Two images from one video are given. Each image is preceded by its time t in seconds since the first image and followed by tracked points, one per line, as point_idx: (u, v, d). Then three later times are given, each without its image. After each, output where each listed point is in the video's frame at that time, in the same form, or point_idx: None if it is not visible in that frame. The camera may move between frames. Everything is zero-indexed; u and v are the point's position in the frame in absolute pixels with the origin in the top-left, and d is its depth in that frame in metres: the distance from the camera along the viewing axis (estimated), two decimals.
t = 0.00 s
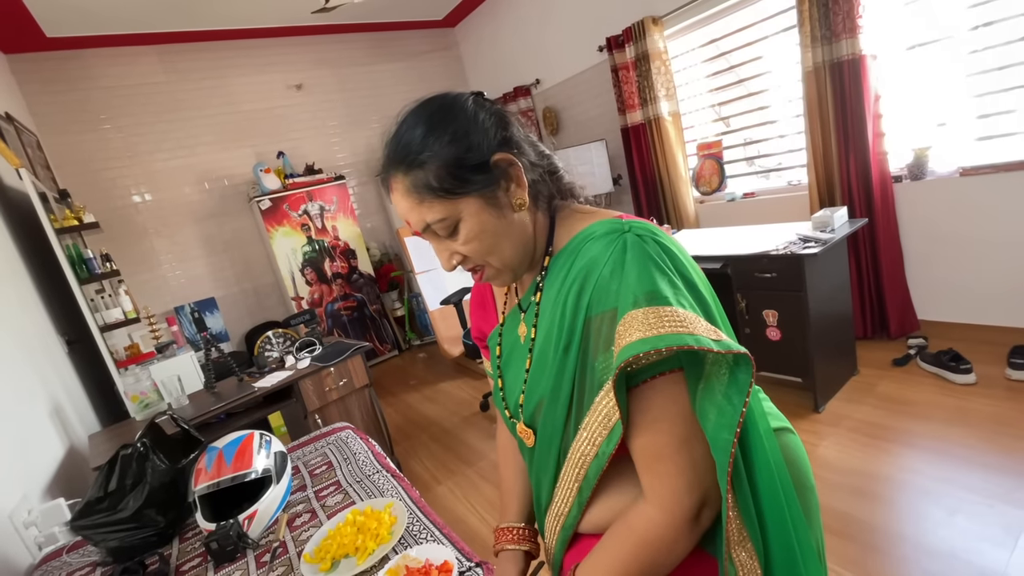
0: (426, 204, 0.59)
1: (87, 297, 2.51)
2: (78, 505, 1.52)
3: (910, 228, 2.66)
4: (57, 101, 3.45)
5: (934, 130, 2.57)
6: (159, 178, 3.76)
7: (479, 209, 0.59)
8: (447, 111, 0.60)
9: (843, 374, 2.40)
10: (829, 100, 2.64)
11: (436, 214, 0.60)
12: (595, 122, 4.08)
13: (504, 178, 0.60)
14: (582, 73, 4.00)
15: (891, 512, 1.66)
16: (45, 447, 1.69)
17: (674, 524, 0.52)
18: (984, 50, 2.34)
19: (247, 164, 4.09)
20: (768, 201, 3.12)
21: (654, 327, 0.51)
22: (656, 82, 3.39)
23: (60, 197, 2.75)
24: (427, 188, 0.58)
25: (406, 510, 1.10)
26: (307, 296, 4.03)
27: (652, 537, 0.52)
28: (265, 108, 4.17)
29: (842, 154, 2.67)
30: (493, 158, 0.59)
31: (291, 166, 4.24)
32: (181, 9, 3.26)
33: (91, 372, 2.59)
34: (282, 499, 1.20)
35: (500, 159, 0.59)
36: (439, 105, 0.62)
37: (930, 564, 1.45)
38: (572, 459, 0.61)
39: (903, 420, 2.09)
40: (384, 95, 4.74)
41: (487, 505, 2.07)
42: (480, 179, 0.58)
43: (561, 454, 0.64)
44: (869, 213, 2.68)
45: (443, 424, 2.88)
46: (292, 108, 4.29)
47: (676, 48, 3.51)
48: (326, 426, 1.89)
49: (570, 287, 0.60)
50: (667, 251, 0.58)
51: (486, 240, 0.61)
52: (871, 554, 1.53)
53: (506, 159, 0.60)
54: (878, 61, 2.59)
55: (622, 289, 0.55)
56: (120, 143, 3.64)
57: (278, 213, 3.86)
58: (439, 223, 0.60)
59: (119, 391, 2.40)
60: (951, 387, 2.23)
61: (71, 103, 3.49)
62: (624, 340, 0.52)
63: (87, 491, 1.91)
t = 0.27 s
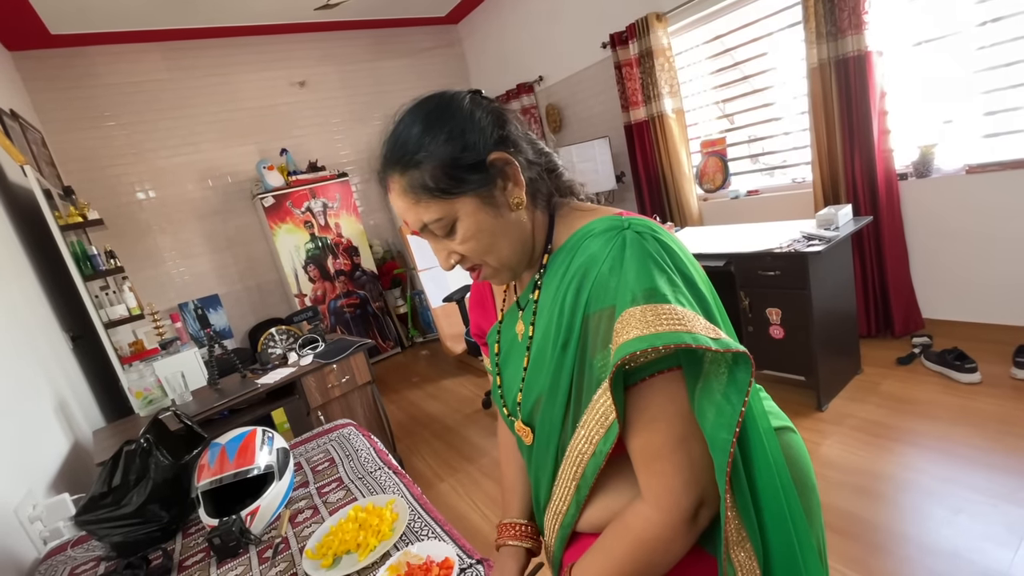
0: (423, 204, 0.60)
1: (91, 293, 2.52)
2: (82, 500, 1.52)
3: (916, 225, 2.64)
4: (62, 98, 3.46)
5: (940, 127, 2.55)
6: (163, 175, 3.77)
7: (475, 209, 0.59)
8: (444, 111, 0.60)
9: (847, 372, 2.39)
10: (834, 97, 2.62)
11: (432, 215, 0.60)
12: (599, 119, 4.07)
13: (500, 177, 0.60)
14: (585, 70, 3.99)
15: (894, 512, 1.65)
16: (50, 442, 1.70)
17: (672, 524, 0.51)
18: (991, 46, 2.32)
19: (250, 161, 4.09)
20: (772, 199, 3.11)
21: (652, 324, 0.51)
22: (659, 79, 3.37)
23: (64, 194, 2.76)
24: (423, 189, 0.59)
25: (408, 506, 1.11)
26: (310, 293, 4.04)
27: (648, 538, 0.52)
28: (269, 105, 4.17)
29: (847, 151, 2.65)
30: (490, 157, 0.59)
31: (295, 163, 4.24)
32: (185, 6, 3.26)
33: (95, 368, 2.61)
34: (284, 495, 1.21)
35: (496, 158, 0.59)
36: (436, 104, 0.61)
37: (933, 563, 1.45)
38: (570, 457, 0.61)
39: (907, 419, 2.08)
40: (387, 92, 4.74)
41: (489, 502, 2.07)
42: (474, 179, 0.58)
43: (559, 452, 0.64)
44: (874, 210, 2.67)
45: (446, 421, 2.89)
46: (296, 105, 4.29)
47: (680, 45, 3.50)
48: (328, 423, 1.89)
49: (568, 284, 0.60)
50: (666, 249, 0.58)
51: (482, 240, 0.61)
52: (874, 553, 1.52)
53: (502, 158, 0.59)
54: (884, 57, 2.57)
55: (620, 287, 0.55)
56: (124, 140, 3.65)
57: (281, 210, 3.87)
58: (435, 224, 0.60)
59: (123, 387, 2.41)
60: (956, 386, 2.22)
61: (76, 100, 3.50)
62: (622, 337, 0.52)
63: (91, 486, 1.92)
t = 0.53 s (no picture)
0: (413, 207, 0.60)
1: (96, 289, 2.54)
2: (87, 495, 1.53)
3: (922, 221, 2.61)
4: (66, 94, 3.47)
5: (948, 122, 2.53)
6: (167, 171, 3.78)
7: (465, 210, 0.59)
8: (433, 111, 0.60)
9: (851, 369, 2.38)
10: (840, 91, 2.60)
11: (422, 217, 0.60)
12: (602, 114, 4.05)
13: (490, 178, 0.59)
14: (589, 66, 3.97)
15: (899, 510, 1.64)
16: (55, 437, 1.71)
17: (671, 525, 0.51)
18: (1001, 40, 2.29)
19: (254, 157, 4.10)
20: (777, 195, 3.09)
21: (650, 325, 0.50)
22: (663, 74, 3.35)
23: (69, 190, 2.77)
24: (412, 192, 0.59)
25: (410, 503, 1.11)
26: (313, 290, 4.05)
27: (646, 539, 0.52)
28: (272, 101, 4.17)
29: (853, 146, 2.62)
30: (479, 157, 0.58)
31: (298, 159, 4.24)
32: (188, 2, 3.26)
33: (100, 364, 2.62)
34: (287, 491, 1.21)
35: (486, 159, 0.58)
36: (426, 104, 0.61)
37: (937, 561, 1.44)
38: (569, 458, 0.61)
39: (913, 416, 2.07)
40: (390, 88, 4.72)
41: (491, 498, 2.07)
42: (463, 180, 0.58)
43: (557, 452, 0.63)
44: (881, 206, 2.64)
45: (449, 418, 2.89)
46: (299, 101, 4.28)
47: (684, 40, 3.47)
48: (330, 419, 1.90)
49: (566, 282, 0.59)
50: (665, 247, 0.57)
51: (473, 242, 0.60)
52: (878, 551, 1.52)
53: (492, 158, 0.58)
54: (891, 51, 2.54)
55: (618, 286, 0.54)
56: (128, 136, 3.66)
57: (284, 206, 3.87)
58: (425, 226, 0.60)
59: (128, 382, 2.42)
60: (962, 383, 2.20)
61: (80, 97, 3.51)
62: (620, 338, 0.51)
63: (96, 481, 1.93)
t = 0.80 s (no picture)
0: (405, 201, 0.59)
1: (103, 287, 2.55)
2: (94, 491, 1.54)
3: (932, 216, 2.58)
4: (71, 92, 3.48)
5: (959, 116, 2.49)
6: (172, 168, 3.79)
7: (458, 206, 0.58)
8: (430, 103, 0.59)
9: (859, 366, 2.36)
10: (849, 85, 2.56)
11: (414, 211, 0.59)
12: (607, 109, 4.03)
13: (485, 175, 0.59)
14: (593, 60, 3.94)
15: (908, 508, 1.63)
16: (63, 435, 1.72)
17: (636, 543, 0.49)
18: (1014, 31, 2.26)
19: (258, 154, 4.10)
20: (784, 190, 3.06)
21: (631, 342, 0.49)
22: (669, 68, 3.32)
23: (74, 187, 2.78)
24: (405, 186, 0.58)
25: (415, 500, 1.11)
26: (318, 286, 4.06)
27: (617, 559, 0.50)
28: (276, 98, 4.17)
29: (862, 140, 2.59)
30: (476, 153, 0.57)
31: (302, 156, 4.24)
32: None
33: (108, 361, 2.63)
34: (292, 488, 1.21)
35: (482, 155, 0.57)
36: (422, 96, 0.60)
37: (948, 561, 1.42)
38: (562, 468, 0.59)
39: (922, 413, 2.05)
40: (394, 84, 4.71)
41: (497, 495, 2.07)
42: (458, 175, 0.57)
43: (552, 457, 0.62)
44: (889, 202, 2.61)
45: (453, 414, 2.89)
46: (303, 98, 4.28)
47: (689, 33, 3.44)
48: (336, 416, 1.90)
49: (556, 290, 0.58)
50: (657, 259, 0.54)
51: (466, 239, 0.60)
52: (887, 550, 1.50)
53: (489, 155, 0.58)
54: (901, 43, 2.50)
55: (604, 298, 0.53)
56: (133, 134, 3.67)
57: (289, 203, 3.88)
58: (418, 220, 0.60)
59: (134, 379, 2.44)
60: (972, 380, 2.18)
61: (85, 95, 3.52)
62: (600, 353, 0.50)
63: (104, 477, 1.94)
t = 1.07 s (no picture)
0: (398, 215, 0.61)
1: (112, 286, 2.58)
2: (107, 488, 1.56)
3: (939, 211, 2.57)
4: (79, 92, 3.51)
5: (969, 109, 2.46)
6: (179, 167, 3.81)
7: (450, 219, 0.59)
8: (418, 118, 0.60)
9: (866, 362, 2.35)
10: (856, 79, 2.55)
11: (407, 226, 0.61)
12: (612, 105, 4.01)
13: (474, 187, 0.60)
14: (597, 56, 3.93)
15: (916, 505, 1.62)
16: (76, 432, 1.75)
17: (590, 554, 0.50)
18: None
19: (264, 152, 4.12)
20: (790, 184, 3.05)
21: (584, 364, 0.49)
22: (674, 63, 3.30)
23: (83, 187, 2.80)
24: (397, 203, 0.60)
25: (422, 497, 1.12)
26: (325, 284, 4.08)
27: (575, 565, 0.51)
28: (280, 96, 4.18)
29: (869, 134, 2.57)
30: (463, 166, 0.58)
31: (307, 154, 4.25)
32: None
33: (118, 359, 2.66)
34: (301, 485, 1.23)
35: (470, 168, 0.59)
36: (411, 111, 0.62)
37: (955, 557, 1.42)
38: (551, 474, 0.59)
39: (930, 409, 2.04)
40: (398, 81, 4.71)
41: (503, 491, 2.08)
42: (447, 189, 0.58)
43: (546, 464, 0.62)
44: (897, 197, 2.59)
45: (459, 411, 2.91)
46: (308, 96, 4.29)
47: (695, 27, 3.42)
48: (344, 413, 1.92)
49: (540, 301, 0.57)
50: (635, 278, 0.53)
51: (460, 250, 0.61)
52: (895, 547, 1.50)
53: (477, 167, 0.59)
54: (909, 36, 2.48)
55: (573, 315, 0.52)
56: (140, 133, 3.69)
57: (294, 201, 3.89)
58: (411, 234, 0.62)
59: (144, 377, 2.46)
60: (981, 376, 2.16)
61: (91, 95, 3.55)
62: (554, 371, 0.50)
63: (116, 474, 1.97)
